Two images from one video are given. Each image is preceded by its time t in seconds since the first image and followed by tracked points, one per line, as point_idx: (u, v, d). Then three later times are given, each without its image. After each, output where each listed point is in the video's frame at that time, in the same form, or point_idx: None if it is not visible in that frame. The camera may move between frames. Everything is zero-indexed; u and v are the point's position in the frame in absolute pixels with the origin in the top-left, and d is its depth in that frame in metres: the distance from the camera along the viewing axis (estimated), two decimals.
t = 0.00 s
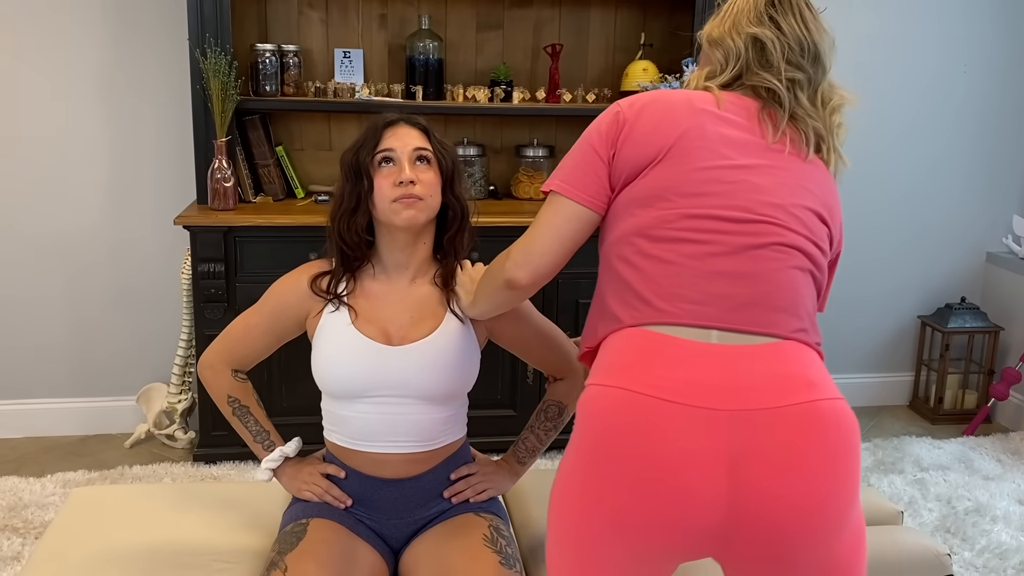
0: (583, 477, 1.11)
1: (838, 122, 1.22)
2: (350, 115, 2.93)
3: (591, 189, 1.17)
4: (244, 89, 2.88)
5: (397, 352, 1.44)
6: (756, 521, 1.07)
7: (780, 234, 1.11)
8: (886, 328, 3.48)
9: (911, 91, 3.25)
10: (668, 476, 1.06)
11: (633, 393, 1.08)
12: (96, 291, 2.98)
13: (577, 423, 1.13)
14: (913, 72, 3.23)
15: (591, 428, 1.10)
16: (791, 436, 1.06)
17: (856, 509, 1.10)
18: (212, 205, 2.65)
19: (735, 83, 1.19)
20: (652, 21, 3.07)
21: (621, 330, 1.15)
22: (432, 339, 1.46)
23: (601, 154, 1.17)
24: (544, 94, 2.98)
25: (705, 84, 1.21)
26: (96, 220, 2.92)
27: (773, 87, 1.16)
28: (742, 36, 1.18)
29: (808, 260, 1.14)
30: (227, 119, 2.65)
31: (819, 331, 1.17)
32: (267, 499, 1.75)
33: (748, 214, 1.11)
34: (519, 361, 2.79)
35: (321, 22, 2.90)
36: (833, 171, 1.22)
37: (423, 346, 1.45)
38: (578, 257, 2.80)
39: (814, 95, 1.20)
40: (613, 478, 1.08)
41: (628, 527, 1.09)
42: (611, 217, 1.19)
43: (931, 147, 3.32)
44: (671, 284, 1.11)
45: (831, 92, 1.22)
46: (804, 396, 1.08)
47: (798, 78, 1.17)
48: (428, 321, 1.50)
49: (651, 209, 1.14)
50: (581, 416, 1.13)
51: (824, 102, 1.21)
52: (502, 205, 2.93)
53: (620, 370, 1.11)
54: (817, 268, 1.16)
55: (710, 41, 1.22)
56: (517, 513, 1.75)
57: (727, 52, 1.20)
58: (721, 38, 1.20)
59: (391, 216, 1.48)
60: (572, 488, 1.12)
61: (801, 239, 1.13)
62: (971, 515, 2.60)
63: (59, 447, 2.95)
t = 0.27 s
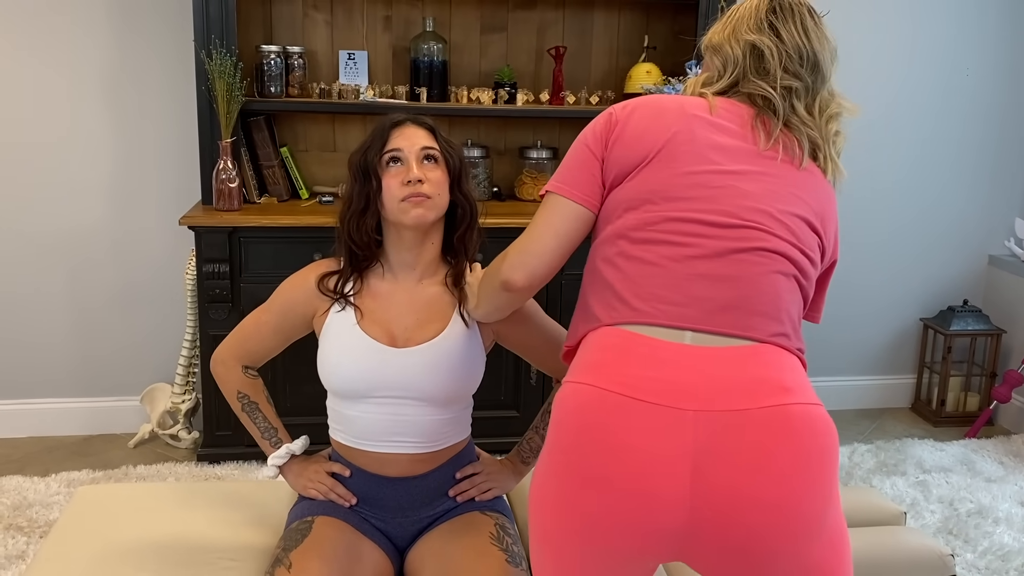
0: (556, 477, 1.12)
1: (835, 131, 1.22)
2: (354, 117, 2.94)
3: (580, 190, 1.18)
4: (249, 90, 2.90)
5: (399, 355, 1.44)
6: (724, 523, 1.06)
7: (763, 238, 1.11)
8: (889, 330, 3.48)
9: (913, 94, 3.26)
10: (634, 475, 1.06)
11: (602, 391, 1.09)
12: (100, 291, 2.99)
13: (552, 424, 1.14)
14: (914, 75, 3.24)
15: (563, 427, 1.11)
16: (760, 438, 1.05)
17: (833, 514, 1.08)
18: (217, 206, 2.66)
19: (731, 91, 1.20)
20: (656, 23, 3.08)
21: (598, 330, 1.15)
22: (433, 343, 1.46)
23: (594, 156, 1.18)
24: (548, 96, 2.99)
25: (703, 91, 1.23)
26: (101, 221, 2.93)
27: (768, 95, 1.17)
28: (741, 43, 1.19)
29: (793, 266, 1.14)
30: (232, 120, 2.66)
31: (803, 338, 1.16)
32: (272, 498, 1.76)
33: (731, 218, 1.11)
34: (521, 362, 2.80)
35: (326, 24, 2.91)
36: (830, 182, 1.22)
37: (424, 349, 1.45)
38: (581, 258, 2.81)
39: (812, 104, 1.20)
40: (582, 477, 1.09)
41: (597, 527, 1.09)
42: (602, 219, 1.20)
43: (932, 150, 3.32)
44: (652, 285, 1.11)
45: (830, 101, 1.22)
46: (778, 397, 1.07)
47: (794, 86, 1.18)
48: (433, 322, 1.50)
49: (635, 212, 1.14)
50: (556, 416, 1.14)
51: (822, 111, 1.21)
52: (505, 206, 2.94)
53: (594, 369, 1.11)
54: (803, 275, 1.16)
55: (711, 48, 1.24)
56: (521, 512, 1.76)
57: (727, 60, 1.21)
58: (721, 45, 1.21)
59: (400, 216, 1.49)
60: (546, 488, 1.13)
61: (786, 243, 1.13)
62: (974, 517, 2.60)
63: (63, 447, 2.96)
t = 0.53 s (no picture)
0: (596, 485, 1.11)
1: (848, 132, 1.23)
2: (361, 116, 2.96)
3: (600, 198, 1.17)
4: (257, 89, 2.91)
5: (405, 351, 1.46)
6: (769, 528, 1.07)
7: (796, 238, 1.12)
8: (891, 331, 3.49)
9: (918, 96, 3.27)
10: (680, 481, 1.07)
11: (645, 397, 1.09)
12: (107, 289, 3.00)
13: (590, 430, 1.14)
14: (919, 77, 3.25)
15: (604, 435, 1.11)
16: (804, 443, 1.06)
17: (873, 518, 1.09)
18: (224, 204, 2.67)
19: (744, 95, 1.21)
20: (661, 24, 3.09)
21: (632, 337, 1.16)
22: (441, 340, 1.47)
23: (613, 164, 1.18)
24: (553, 97, 3.00)
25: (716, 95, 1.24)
26: (108, 218, 2.94)
27: (781, 98, 1.18)
28: (753, 47, 1.20)
29: (823, 264, 1.15)
30: (240, 119, 2.67)
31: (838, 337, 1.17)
32: (281, 494, 1.77)
33: (763, 219, 1.12)
34: (527, 361, 2.81)
35: (333, 23, 2.92)
36: (846, 181, 1.24)
37: (432, 346, 1.46)
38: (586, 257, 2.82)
39: (825, 106, 1.21)
40: (625, 484, 1.09)
41: (639, 534, 1.09)
42: (624, 224, 1.20)
43: (936, 151, 3.33)
44: (685, 288, 1.12)
45: (843, 103, 1.23)
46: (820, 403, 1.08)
47: (807, 89, 1.19)
48: (441, 318, 1.51)
49: (660, 215, 1.15)
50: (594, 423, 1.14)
51: (835, 113, 1.22)
52: (511, 206, 2.95)
53: (634, 375, 1.11)
54: (833, 272, 1.17)
55: (723, 51, 1.25)
56: (529, 508, 1.76)
57: (739, 64, 1.22)
58: (733, 49, 1.22)
59: (408, 214, 1.50)
60: (584, 495, 1.13)
61: (817, 242, 1.14)
62: (976, 517, 2.61)
63: (69, 444, 2.97)
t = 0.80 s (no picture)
0: (603, 476, 1.13)
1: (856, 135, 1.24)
2: (367, 114, 2.97)
3: (607, 198, 1.19)
4: (263, 87, 2.92)
5: (415, 342, 1.47)
6: (774, 520, 1.08)
7: (804, 234, 1.13)
8: (894, 331, 3.50)
9: (922, 96, 3.28)
10: (686, 472, 1.08)
11: (652, 389, 1.10)
12: (113, 286, 3.01)
13: (598, 421, 1.16)
14: (923, 78, 3.26)
15: (611, 426, 1.13)
16: (810, 435, 1.07)
17: (880, 513, 1.10)
18: (231, 201, 2.68)
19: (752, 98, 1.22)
20: (666, 23, 3.10)
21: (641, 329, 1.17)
22: (449, 332, 1.48)
23: (621, 166, 1.19)
24: (558, 96, 3.01)
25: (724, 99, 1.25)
26: (114, 215, 2.95)
27: (789, 101, 1.19)
28: (761, 51, 1.21)
29: (830, 259, 1.15)
30: (246, 116, 2.68)
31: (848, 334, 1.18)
32: (288, 488, 1.77)
33: (770, 214, 1.12)
34: (531, 359, 2.81)
35: (339, 22, 2.93)
36: (855, 183, 1.24)
37: (442, 337, 1.48)
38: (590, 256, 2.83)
39: (832, 110, 1.22)
40: (633, 475, 1.10)
41: (646, 525, 1.10)
42: (634, 222, 1.21)
43: (940, 151, 3.34)
44: (693, 283, 1.13)
45: (850, 106, 1.24)
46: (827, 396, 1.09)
47: (814, 93, 1.20)
48: (451, 312, 1.52)
49: (667, 212, 1.16)
50: (602, 415, 1.15)
51: (842, 117, 1.23)
52: (515, 204, 2.96)
53: (642, 367, 1.12)
54: (841, 268, 1.18)
55: (731, 55, 1.25)
56: (535, 503, 1.77)
57: (747, 68, 1.23)
58: (741, 53, 1.23)
59: (419, 214, 1.51)
60: (592, 486, 1.14)
61: (824, 238, 1.14)
62: (979, 516, 2.62)
63: (74, 440, 2.98)
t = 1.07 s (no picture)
0: (605, 469, 1.12)
1: (856, 134, 1.24)
2: (371, 110, 2.97)
3: (610, 191, 1.18)
4: (268, 83, 2.92)
5: (415, 333, 1.48)
6: (775, 513, 1.08)
7: (804, 230, 1.13)
8: (896, 330, 3.50)
9: (926, 94, 3.28)
10: (688, 465, 1.08)
11: (654, 382, 1.10)
12: (117, 282, 3.02)
13: (599, 414, 1.15)
14: (927, 77, 3.26)
15: (613, 419, 1.12)
16: (812, 429, 1.07)
17: (879, 506, 1.10)
18: (235, 197, 2.68)
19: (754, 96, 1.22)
20: (670, 21, 3.10)
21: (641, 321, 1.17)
22: (450, 324, 1.48)
23: (624, 158, 1.19)
24: (562, 93, 3.01)
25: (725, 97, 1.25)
26: (118, 211, 2.96)
27: (790, 99, 1.19)
28: (764, 50, 1.21)
29: (829, 255, 1.16)
30: (251, 112, 2.69)
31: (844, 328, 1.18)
32: (292, 483, 1.78)
33: (771, 209, 1.13)
34: (535, 356, 2.82)
35: (343, 18, 2.93)
36: (854, 183, 1.25)
37: (443, 330, 1.48)
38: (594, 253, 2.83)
39: (832, 109, 1.22)
40: (635, 468, 1.10)
41: (647, 518, 1.10)
42: (634, 216, 1.21)
43: (944, 150, 3.34)
44: (694, 276, 1.13)
45: (850, 106, 1.24)
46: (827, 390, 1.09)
47: (815, 92, 1.20)
48: (453, 303, 1.52)
49: (668, 206, 1.16)
50: (603, 408, 1.15)
51: (842, 116, 1.23)
52: (519, 202, 2.96)
53: (643, 360, 1.12)
54: (839, 264, 1.18)
55: (733, 53, 1.25)
56: (540, 498, 1.77)
57: (748, 66, 1.23)
58: (743, 51, 1.23)
59: (425, 207, 1.51)
60: (594, 480, 1.14)
61: (824, 235, 1.15)
62: (982, 514, 2.62)
63: (78, 436, 2.99)
